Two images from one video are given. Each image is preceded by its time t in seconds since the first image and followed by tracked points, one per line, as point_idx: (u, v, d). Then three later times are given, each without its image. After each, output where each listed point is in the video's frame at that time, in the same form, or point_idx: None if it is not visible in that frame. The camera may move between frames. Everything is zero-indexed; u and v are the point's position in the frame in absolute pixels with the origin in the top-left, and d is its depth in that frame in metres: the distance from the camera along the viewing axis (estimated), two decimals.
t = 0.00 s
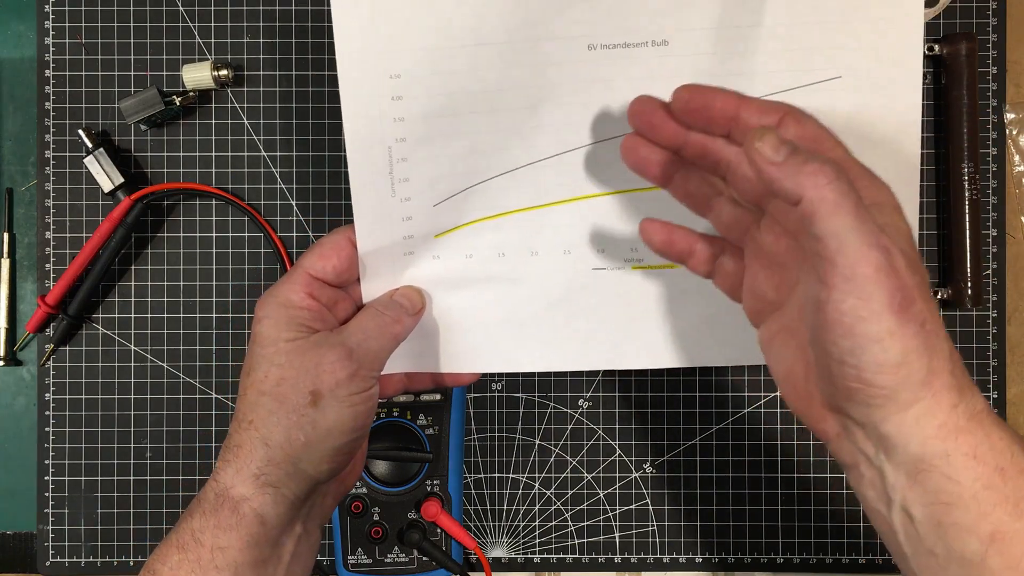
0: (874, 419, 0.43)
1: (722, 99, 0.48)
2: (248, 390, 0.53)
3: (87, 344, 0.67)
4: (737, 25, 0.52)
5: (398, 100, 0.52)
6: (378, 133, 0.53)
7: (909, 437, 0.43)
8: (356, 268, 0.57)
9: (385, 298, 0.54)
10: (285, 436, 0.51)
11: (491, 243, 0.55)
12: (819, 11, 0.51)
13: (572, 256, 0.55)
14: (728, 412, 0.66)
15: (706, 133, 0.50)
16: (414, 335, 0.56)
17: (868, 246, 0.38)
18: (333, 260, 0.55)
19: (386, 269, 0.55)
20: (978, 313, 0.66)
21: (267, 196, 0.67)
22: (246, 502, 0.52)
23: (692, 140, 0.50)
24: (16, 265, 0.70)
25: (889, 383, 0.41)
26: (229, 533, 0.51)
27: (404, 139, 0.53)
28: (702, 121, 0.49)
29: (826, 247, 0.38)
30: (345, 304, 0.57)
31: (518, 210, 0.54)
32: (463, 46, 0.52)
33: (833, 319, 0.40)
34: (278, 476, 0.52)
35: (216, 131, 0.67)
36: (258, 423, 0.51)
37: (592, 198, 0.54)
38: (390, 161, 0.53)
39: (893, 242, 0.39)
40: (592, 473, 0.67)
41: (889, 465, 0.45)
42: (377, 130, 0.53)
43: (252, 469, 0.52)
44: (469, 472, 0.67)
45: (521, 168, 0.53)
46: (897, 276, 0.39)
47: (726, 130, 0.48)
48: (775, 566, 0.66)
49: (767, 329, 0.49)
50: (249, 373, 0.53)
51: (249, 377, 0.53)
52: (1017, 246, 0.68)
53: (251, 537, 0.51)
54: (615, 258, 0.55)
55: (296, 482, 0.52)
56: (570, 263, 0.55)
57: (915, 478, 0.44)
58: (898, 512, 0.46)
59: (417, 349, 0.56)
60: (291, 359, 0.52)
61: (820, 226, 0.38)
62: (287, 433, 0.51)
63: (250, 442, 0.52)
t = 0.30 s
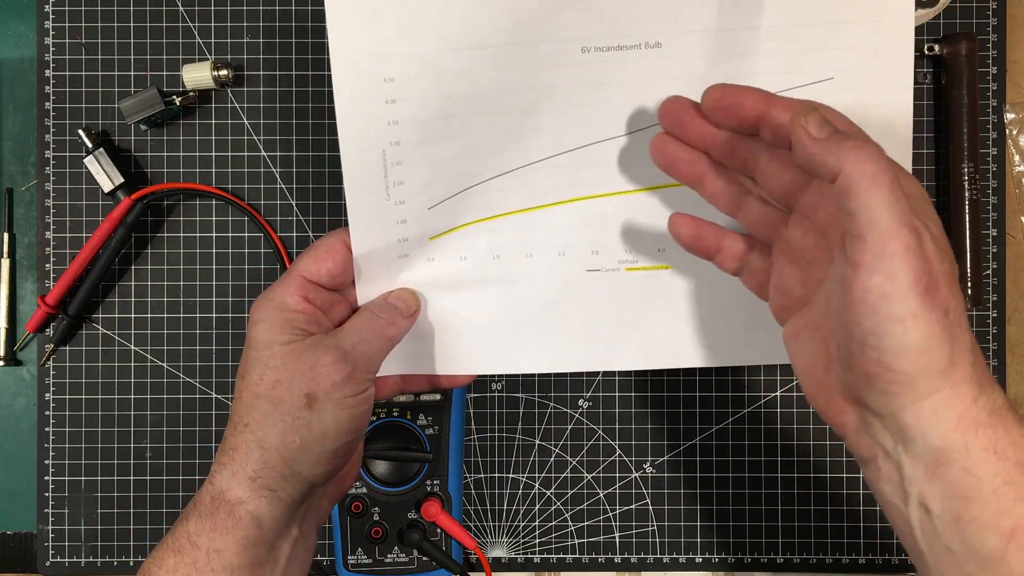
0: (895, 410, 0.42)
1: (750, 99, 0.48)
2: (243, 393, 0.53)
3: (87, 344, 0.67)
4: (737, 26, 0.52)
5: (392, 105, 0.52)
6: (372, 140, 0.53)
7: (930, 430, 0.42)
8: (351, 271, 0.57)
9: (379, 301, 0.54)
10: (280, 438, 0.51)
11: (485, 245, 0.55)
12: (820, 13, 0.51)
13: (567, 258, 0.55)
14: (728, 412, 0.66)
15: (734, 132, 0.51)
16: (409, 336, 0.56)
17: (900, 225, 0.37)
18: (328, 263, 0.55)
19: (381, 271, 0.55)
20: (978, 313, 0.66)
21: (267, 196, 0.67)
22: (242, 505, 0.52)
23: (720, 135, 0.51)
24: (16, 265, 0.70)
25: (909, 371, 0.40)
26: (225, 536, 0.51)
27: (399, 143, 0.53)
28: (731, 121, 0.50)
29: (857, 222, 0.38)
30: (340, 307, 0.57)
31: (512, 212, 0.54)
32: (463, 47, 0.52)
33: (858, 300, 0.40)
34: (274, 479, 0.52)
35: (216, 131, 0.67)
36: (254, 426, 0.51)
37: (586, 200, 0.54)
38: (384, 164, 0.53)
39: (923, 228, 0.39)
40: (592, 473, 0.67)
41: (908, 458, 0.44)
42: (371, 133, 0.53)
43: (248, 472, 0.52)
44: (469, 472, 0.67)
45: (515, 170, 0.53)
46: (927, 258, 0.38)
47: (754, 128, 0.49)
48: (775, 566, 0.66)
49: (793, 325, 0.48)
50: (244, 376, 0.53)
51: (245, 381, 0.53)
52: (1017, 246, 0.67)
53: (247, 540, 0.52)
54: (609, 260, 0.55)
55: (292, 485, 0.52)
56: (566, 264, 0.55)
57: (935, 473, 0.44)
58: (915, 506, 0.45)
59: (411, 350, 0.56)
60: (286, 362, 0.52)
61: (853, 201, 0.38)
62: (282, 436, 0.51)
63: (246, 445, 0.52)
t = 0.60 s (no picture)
0: (870, 418, 0.43)
1: (711, 124, 0.50)
2: (248, 391, 0.53)
3: (87, 344, 0.67)
4: (737, 27, 0.52)
5: (400, 103, 0.52)
6: (380, 138, 0.53)
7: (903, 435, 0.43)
8: (358, 270, 0.56)
9: (386, 300, 0.54)
10: (286, 437, 0.51)
11: (493, 245, 0.55)
12: (820, 13, 0.51)
13: (573, 259, 0.55)
14: (728, 412, 0.66)
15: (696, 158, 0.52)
16: (414, 336, 0.56)
17: (866, 237, 0.39)
18: (335, 262, 0.55)
19: (388, 270, 0.55)
20: (977, 313, 0.66)
21: (267, 196, 0.67)
22: (247, 503, 0.52)
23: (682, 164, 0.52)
24: (16, 265, 0.70)
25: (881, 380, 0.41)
26: (230, 535, 0.51)
27: (406, 142, 0.53)
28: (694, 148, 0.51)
29: (825, 236, 0.40)
30: (347, 306, 0.57)
31: (520, 212, 0.54)
32: (464, 48, 0.52)
33: (829, 312, 0.41)
34: (279, 478, 0.52)
35: (216, 131, 0.67)
36: (259, 425, 0.52)
37: (594, 200, 0.54)
38: (392, 163, 0.53)
39: (888, 236, 0.40)
40: (593, 473, 0.67)
41: (887, 465, 0.45)
42: (376, 132, 0.53)
43: (252, 470, 0.52)
44: (469, 472, 0.67)
45: (523, 170, 0.53)
46: (893, 267, 0.39)
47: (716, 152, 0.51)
48: (774, 566, 0.66)
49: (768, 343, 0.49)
50: (250, 375, 0.53)
51: (250, 379, 0.53)
52: (1018, 246, 0.67)
53: (251, 539, 0.52)
54: (616, 260, 0.55)
55: (297, 484, 0.52)
56: (573, 265, 0.55)
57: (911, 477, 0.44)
58: (896, 513, 0.45)
59: (416, 349, 0.56)
60: (292, 361, 0.52)
61: (820, 215, 0.39)
62: (287, 435, 0.51)
63: (251, 443, 0.52)
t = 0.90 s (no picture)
0: (896, 419, 0.46)
1: (734, 120, 0.52)
2: (248, 390, 0.53)
3: (87, 344, 0.67)
4: (737, 28, 0.52)
5: (400, 102, 0.52)
6: (379, 137, 0.53)
7: (924, 440, 0.46)
8: (357, 269, 0.57)
9: (386, 300, 0.54)
10: (286, 436, 0.51)
11: (492, 245, 0.55)
12: (820, 12, 0.51)
13: (572, 258, 0.55)
14: (728, 412, 0.66)
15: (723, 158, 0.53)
16: (413, 335, 0.56)
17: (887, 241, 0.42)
18: (334, 261, 0.56)
19: (387, 269, 0.55)
20: (977, 313, 0.66)
21: (267, 196, 0.67)
22: (247, 503, 0.52)
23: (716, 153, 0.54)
24: (16, 266, 0.70)
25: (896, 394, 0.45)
26: (229, 534, 0.51)
27: (406, 141, 0.53)
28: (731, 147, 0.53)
29: (847, 239, 0.43)
30: (347, 306, 0.57)
31: (520, 211, 0.54)
32: (464, 48, 0.52)
33: (852, 313, 0.44)
34: (279, 477, 0.52)
35: (216, 131, 0.67)
36: (258, 423, 0.51)
37: (594, 199, 0.54)
38: (391, 161, 0.53)
39: (909, 240, 0.43)
40: (593, 473, 0.67)
41: (911, 467, 0.47)
42: (374, 131, 0.53)
43: (252, 469, 0.52)
44: (469, 472, 0.67)
45: (523, 169, 0.53)
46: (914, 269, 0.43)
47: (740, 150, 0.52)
48: (775, 566, 0.66)
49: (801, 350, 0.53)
50: (250, 374, 0.53)
51: (249, 378, 0.53)
52: (1018, 246, 0.67)
53: (251, 538, 0.51)
54: (616, 260, 0.55)
55: (297, 483, 0.52)
56: (572, 264, 0.55)
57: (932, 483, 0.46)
58: (917, 514, 0.47)
59: (416, 349, 0.56)
60: (292, 360, 0.52)
61: (841, 217, 0.43)
62: (287, 435, 0.51)
63: (250, 442, 0.52)
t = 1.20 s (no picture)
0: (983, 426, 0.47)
1: None
2: (235, 394, 0.53)
3: (87, 344, 0.67)
4: (736, 29, 0.52)
5: (388, 103, 0.52)
6: (367, 139, 0.53)
7: (1009, 450, 0.45)
8: (345, 271, 0.57)
9: (374, 301, 0.54)
10: (273, 440, 0.51)
11: (481, 245, 0.55)
12: (818, 13, 0.52)
13: (562, 259, 0.55)
14: (728, 412, 0.66)
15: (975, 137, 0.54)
16: (403, 336, 0.56)
17: (994, 263, 0.44)
18: (322, 262, 0.56)
19: (376, 270, 0.55)
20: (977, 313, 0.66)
21: (267, 196, 0.67)
22: (235, 506, 0.52)
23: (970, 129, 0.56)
24: (16, 266, 0.70)
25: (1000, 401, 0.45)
26: (218, 538, 0.51)
27: (395, 141, 0.53)
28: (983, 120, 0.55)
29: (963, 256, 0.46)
30: (334, 308, 0.58)
31: (508, 212, 0.54)
32: (464, 48, 0.52)
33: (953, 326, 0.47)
34: (266, 480, 0.52)
35: (216, 131, 0.67)
36: (245, 427, 0.51)
37: (581, 200, 0.54)
38: (379, 162, 0.53)
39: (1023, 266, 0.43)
40: (593, 473, 0.67)
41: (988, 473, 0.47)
42: (369, 132, 0.53)
43: (240, 473, 0.52)
44: (469, 472, 0.67)
45: (511, 170, 0.53)
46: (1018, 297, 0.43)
47: (999, 129, 0.53)
48: (775, 566, 0.66)
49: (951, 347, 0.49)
50: (236, 377, 0.53)
51: (237, 381, 0.53)
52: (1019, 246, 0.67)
53: (239, 541, 0.51)
54: (605, 260, 0.55)
55: (285, 486, 0.52)
56: (562, 265, 0.55)
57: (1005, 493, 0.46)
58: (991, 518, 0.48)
59: (407, 351, 0.56)
60: (279, 363, 0.52)
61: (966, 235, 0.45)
62: (274, 438, 0.51)
63: (238, 446, 0.52)
